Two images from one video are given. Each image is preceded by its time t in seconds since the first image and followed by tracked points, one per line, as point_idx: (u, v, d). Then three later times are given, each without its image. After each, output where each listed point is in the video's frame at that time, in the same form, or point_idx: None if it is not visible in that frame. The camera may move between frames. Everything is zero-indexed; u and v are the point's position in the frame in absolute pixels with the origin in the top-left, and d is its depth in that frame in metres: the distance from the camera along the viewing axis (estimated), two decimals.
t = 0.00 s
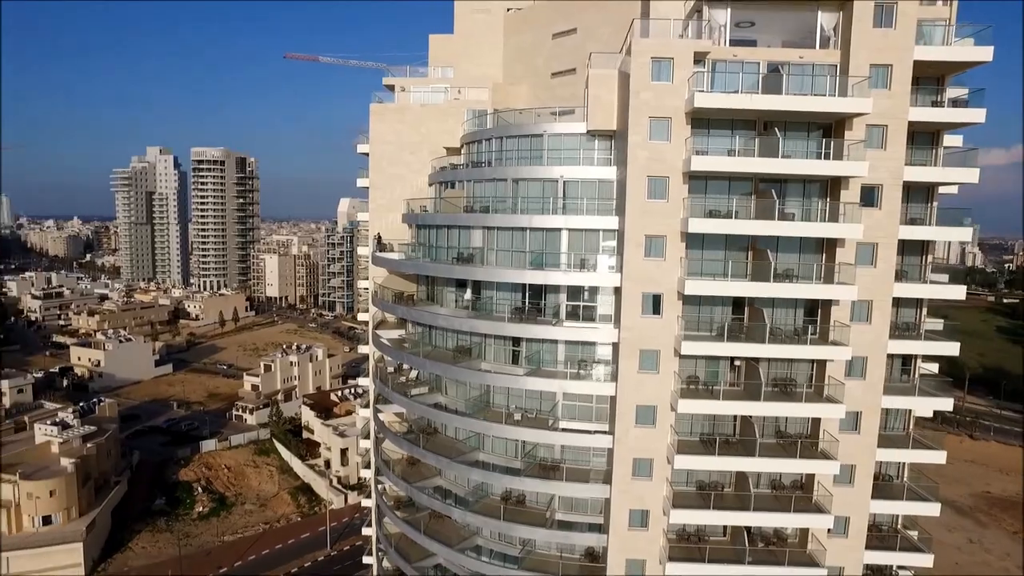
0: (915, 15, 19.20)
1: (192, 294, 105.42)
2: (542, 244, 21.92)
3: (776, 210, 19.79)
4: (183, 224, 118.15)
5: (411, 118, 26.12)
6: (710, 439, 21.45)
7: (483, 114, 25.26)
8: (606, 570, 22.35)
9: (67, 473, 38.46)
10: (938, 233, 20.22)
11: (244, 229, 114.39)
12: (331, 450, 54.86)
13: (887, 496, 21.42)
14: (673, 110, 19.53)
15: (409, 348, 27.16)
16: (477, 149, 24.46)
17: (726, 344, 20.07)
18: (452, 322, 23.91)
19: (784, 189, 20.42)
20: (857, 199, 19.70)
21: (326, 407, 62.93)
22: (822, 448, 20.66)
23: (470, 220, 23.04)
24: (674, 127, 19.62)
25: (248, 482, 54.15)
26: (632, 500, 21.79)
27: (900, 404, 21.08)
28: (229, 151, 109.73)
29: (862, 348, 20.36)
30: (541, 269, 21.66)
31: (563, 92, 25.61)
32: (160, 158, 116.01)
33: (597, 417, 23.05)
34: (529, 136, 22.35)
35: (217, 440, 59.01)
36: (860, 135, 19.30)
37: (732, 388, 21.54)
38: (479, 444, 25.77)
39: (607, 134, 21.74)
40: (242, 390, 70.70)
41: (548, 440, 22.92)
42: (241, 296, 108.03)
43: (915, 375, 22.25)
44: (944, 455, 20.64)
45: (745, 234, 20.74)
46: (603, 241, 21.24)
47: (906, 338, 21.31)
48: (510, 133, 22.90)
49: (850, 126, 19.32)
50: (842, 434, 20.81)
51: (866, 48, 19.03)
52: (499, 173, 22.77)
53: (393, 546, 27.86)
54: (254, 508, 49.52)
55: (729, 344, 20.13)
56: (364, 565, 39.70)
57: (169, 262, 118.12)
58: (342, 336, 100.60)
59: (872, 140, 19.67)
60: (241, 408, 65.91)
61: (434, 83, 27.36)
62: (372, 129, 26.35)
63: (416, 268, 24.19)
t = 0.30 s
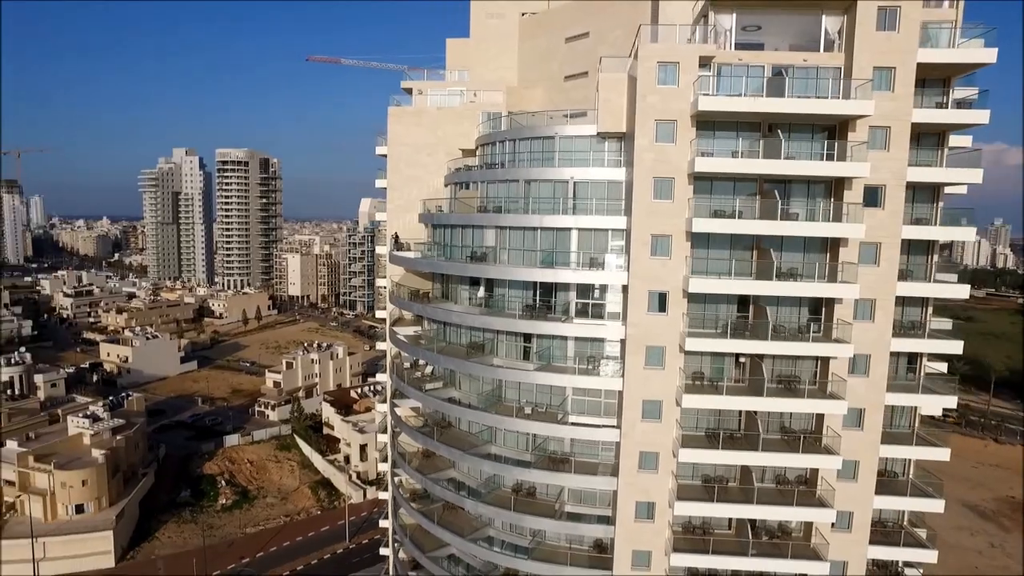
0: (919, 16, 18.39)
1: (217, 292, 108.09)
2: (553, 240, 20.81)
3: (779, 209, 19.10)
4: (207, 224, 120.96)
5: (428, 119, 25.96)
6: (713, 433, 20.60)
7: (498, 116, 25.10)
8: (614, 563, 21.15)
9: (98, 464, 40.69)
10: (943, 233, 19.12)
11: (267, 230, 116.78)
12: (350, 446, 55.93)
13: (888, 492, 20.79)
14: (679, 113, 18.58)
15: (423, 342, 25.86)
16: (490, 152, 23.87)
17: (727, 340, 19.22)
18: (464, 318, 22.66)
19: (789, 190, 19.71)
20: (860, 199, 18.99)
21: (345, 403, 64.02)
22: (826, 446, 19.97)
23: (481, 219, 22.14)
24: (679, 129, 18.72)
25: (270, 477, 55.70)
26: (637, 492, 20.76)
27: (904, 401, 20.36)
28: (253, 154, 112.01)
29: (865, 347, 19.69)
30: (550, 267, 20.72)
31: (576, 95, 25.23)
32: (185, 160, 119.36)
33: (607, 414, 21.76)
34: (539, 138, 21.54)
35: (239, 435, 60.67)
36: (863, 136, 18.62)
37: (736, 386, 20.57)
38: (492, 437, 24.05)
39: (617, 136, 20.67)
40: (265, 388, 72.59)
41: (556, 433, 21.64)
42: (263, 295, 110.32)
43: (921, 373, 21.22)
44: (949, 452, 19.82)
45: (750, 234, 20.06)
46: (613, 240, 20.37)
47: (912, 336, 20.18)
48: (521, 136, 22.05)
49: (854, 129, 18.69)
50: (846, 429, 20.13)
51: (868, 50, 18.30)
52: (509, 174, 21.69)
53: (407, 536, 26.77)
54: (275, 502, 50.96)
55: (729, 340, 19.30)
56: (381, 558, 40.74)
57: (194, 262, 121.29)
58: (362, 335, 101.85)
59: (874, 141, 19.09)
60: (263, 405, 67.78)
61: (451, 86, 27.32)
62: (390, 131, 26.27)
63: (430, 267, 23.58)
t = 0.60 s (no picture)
0: (923, 19, 18.14)
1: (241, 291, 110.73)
2: (564, 240, 21.07)
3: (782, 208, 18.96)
4: (230, 223, 123.78)
5: (445, 122, 26.81)
6: (721, 429, 20.48)
7: (512, 118, 25.79)
8: (620, 554, 21.11)
9: (127, 456, 42.73)
10: (949, 232, 18.83)
11: (290, 230, 119.48)
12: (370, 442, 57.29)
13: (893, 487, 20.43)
14: (686, 116, 18.52)
15: (439, 338, 26.07)
16: (506, 152, 24.09)
17: (732, 337, 19.22)
18: (479, 315, 22.95)
19: (795, 192, 19.46)
20: (864, 199, 18.75)
21: (366, 401, 65.64)
22: (831, 442, 19.88)
23: (497, 220, 22.51)
24: (686, 132, 18.61)
25: (291, 471, 57.35)
26: (644, 484, 20.61)
27: (907, 398, 20.09)
28: (277, 155, 114.38)
29: (868, 344, 19.48)
30: (561, 265, 20.97)
31: (589, 98, 24.74)
32: (211, 161, 122.78)
33: (616, 408, 21.46)
34: (553, 141, 21.87)
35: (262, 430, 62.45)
36: (867, 138, 18.34)
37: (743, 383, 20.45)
38: (505, 431, 24.13)
39: (628, 137, 20.74)
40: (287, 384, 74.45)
41: (566, 427, 21.59)
42: (286, 294, 112.74)
43: (928, 372, 20.98)
44: (954, 449, 19.57)
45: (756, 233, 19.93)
46: (621, 239, 20.49)
47: (916, 333, 19.94)
48: (536, 137, 22.36)
49: (858, 130, 18.54)
50: (850, 425, 19.95)
51: (872, 52, 18.12)
52: (524, 174, 21.98)
53: (422, 528, 26.81)
54: (296, 495, 52.53)
55: (734, 337, 19.31)
56: (398, 551, 42.09)
57: (219, 262, 124.47)
58: (382, 334, 103.25)
59: (879, 142, 18.89)
60: (286, 401, 69.71)
61: (467, 89, 28.15)
62: (408, 133, 27.20)
63: (446, 265, 23.91)
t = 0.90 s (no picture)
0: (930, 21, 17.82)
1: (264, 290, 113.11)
2: (575, 238, 21.25)
3: (786, 208, 18.88)
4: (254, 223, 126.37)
5: (463, 123, 27.73)
6: (728, 423, 20.17)
7: (527, 120, 26.59)
8: (629, 546, 21.05)
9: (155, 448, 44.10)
10: (955, 230, 18.73)
11: (313, 230, 121.93)
12: (389, 439, 58.51)
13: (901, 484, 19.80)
14: (693, 117, 18.61)
15: (456, 333, 26.37)
16: (522, 153, 24.40)
17: (740, 333, 19.03)
18: (494, 312, 23.24)
19: (801, 194, 19.30)
20: (870, 199, 18.44)
21: (386, 398, 66.94)
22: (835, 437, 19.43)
23: (512, 219, 22.70)
24: (693, 134, 18.73)
25: (311, 466, 58.72)
26: (652, 478, 20.50)
27: (913, 394, 19.58)
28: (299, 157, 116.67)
29: (873, 341, 19.05)
30: (573, 262, 21.14)
31: (602, 100, 25.00)
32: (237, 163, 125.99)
33: (628, 401, 21.20)
34: (566, 141, 22.10)
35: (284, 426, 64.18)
36: (874, 138, 18.06)
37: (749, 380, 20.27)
38: (518, 425, 24.12)
39: (640, 139, 20.69)
40: (308, 382, 76.07)
41: (576, 420, 21.51)
42: (307, 293, 114.81)
43: (936, 370, 20.37)
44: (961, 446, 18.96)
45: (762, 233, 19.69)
46: (631, 239, 20.53)
47: (923, 331, 19.60)
48: (550, 139, 22.60)
49: (863, 131, 18.27)
50: (855, 421, 19.44)
51: (879, 54, 17.84)
52: (539, 175, 22.30)
53: (438, 519, 27.03)
54: (316, 489, 53.88)
55: (741, 333, 19.10)
56: (415, 544, 43.26)
57: (242, 262, 127.35)
58: (402, 333, 104.39)
59: (884, 143, 18.55)
60: (307, 398, 71.33)
61: (484, 92, 28.95)
62: (427, 135, 28.17)
63: (461, 264, 24.27)
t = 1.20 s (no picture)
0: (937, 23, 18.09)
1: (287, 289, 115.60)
2: (588, 236, 21.63)
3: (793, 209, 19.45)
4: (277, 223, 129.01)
5: (480, 126, 28.65)
6: (735, 418, 20.62)
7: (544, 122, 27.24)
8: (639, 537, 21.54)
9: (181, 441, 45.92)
10: (966, 230, 18.78)
11: (335, 230, 124.24)
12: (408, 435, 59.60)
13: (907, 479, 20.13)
14: (702, 119, 19.08)
15: (473, 329, 27.03)
16: (537, 154, 24.90)
17: (748, 329, 19.47)
18: (509, 308, 23.89)
19: (809, 194, 19.76)
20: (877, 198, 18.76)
21: (405, 395, 68.09)
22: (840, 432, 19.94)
23: (528, 219, 23.18)
24: (701, 135, 19.24)
25: (333, 462, 60.26)
26: (661, 470, 20.96)
27: (922, 392, 19.81)
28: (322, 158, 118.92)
29: (879, 338, 19.38)
30: (586, 260, 21.51)
31: (616, 102, 25.42)
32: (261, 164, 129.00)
33: (638, 396, 21.47)
34: (579, 143, 22.62)
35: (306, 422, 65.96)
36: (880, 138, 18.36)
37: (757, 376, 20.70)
38: (532, 418, 24.69)
39: (652, 139, 21.02)
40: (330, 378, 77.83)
41: (588, 415, 22.08)
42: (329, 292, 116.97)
43: (945, 368, 20.59)
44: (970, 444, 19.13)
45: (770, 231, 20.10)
46: (643, 238, 20.87)
47: (930, 330, 19.89)
48: (564, 140, 23.11)
49: (869, 131, 18.58)
50: (861, 417, 19.80)
51: (884, 57, 18.18)
52: (554, 176, 22.78)
53: (454, 510, 27.76)
54: (337, 484, 55.37)
55: (748, 329, 19.57)
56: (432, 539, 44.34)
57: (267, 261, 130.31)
58: (422, 332, 105.57)
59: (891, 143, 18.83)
60: (329, 394, 73.18)
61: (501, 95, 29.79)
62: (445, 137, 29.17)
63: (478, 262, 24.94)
